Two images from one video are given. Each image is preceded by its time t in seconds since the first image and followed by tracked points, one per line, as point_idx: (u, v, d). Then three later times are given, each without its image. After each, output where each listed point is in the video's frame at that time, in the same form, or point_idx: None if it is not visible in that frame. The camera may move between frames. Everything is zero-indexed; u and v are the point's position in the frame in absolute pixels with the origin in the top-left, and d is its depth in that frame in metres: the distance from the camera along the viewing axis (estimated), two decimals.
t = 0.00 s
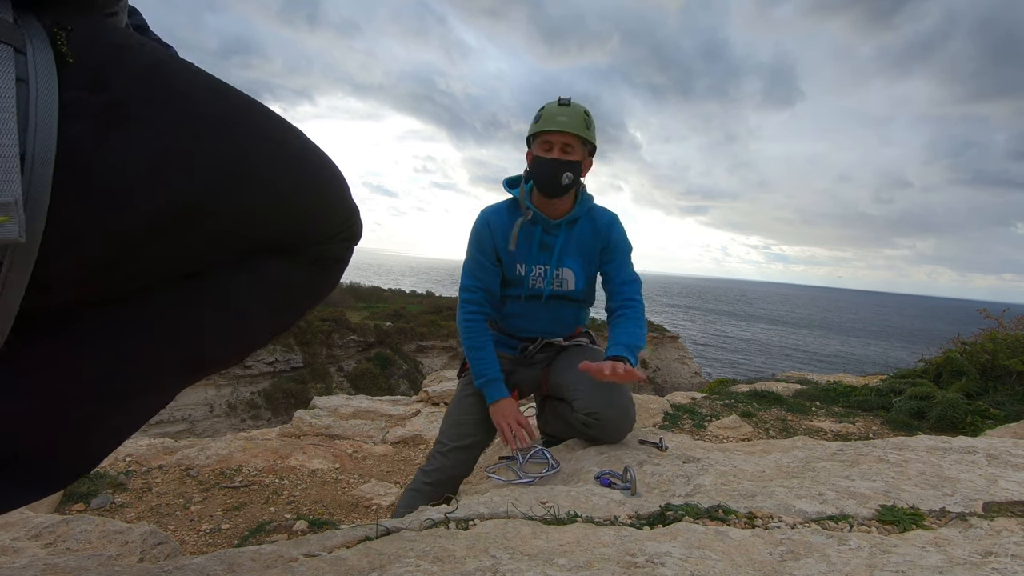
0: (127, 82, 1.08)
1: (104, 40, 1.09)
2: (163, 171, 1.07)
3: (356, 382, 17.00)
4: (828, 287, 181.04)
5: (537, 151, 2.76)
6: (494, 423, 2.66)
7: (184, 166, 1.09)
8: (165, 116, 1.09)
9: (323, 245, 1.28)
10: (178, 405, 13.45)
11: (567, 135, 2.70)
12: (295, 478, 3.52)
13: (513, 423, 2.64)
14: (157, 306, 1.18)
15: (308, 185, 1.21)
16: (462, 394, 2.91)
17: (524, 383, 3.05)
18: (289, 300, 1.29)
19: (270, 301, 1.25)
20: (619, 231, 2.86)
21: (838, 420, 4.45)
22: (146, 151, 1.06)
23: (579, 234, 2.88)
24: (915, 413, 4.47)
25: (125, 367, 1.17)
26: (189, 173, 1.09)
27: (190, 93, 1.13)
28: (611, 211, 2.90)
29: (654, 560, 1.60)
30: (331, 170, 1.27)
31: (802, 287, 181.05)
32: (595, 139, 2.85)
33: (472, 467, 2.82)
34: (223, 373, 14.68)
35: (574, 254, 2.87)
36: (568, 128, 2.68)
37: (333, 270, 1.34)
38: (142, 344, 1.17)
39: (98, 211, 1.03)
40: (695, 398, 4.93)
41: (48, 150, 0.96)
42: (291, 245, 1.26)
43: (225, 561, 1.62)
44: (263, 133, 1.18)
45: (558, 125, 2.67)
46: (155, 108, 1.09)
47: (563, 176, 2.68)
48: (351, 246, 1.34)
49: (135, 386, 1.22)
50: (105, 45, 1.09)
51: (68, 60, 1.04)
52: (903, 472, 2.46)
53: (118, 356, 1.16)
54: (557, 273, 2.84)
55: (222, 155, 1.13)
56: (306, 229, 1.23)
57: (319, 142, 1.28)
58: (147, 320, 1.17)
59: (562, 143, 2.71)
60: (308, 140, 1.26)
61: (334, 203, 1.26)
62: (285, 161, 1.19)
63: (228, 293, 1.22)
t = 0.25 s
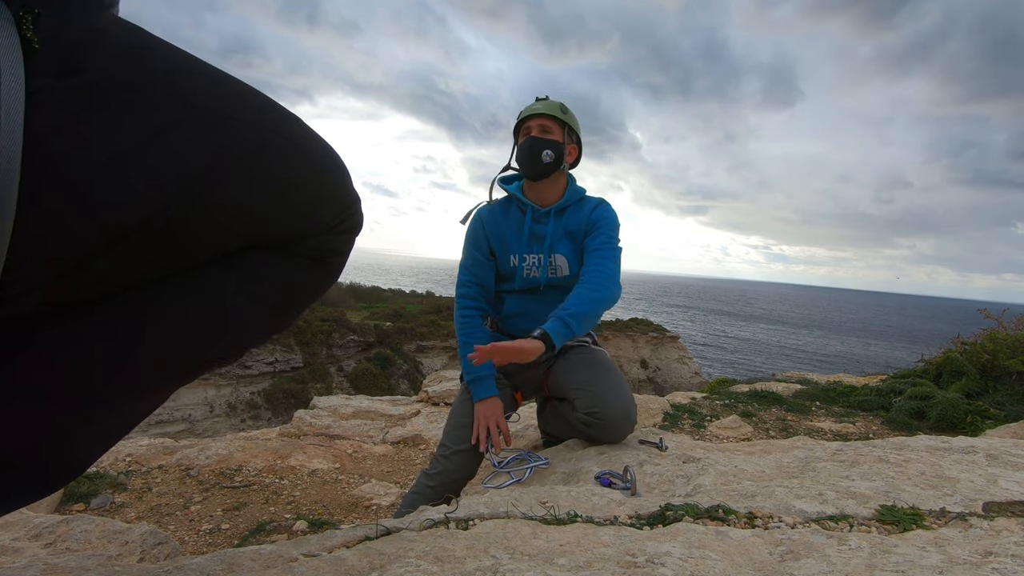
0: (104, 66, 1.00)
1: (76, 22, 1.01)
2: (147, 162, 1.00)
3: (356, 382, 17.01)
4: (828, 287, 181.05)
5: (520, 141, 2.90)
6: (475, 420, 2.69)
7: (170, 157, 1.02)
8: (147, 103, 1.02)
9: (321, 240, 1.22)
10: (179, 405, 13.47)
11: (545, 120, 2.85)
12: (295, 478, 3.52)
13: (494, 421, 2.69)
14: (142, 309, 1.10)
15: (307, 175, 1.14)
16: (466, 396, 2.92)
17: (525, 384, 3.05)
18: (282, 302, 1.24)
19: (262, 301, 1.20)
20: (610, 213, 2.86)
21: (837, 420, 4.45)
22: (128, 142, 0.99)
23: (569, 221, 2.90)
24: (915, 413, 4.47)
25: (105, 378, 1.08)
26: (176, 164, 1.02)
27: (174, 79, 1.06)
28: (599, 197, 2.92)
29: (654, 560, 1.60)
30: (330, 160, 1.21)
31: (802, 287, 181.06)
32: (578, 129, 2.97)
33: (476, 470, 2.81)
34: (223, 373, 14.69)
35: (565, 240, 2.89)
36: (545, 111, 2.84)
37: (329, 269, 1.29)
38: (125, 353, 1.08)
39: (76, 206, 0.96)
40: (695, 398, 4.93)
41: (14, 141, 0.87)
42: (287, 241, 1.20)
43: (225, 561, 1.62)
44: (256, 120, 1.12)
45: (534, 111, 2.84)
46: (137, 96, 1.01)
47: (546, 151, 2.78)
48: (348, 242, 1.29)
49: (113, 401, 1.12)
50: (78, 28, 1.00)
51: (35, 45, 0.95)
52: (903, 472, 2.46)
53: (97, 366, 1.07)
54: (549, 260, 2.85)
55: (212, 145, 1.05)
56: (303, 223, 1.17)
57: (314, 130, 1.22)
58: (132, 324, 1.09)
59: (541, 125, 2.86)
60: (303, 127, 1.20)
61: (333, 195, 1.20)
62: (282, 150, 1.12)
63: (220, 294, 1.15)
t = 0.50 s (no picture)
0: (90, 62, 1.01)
1: (63, 22, 1.03)
2: (135, 157, 0.99)
3: (356, 382, 17.02)
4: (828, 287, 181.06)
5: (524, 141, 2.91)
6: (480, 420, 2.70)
7: (158, 152, 1.01)
8: (134, 98, 1.02)
9: (315, 236, 1.22)
10: (178, 405, 13.48)
11: (549, 118, 2.86)
12: (295, 478, 3.52)
13: (498, 423, 2.70)
14: (130, 307, 1.08)
15: (298, 170, 1.14)
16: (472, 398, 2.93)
17: (529, 386, 3.06)
18: (275, 300, 1.22)
19: (255, 299, 1.18)
20: (616, 206, 2.87)
21: (837, 420, 4.45)
22: (115, 136, 0.98)
23: (578, 217, 2.92)
24: (915, 413, 4.47)
25: (93, 377, 1.06)
26: (164, 159, 1.01)
27: (163, 75, 1.06)
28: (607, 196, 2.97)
29: (654, 560, 1.60)
30: (322, 156, 1.21)
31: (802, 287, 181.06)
32: (580, 126, 2.98)
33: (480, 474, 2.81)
34: (223, 373, 14.69)
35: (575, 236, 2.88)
36: (549, 109, 2.86)
37: (323, 266, 1.28)
38: (113, 352, 1.06)
39: (61, 200, 0.95)
40: (695, 398, 4.93)
41: None
42: (280, 238, 1.19)
43: (225, 561, 1.62)
44: (247, 115, 1.11)
45: (538, 110, 2.85)
46: (124, 91, 1.01)
47: (551, 150, 2.79)
48: (342, 239, 1.29)
49: (99, 402, 1.10)
50: (64, 26, 1.02)
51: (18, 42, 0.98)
52: (903, 472, 2.46)
53: (83, 365, 1.04)
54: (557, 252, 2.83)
55: (201, 139, 1.05)
56: (296, 219, 1.16)
57: (307, 127, 1.23)
58: (120, 323, 1.07)
59: (545, 123, 2.87)
60: (295, 123, 1.20)
61: (326, 189, 1.19)
62: (273, 144, 1.11)
63: (210, 292, 1.13)
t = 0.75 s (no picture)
0: (88, 62, 1.01)
1: (60, 21, 1.03)
2: (134, 157, 0.99)
3: (356, 382, 17.02)
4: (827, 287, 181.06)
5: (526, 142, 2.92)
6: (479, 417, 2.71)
7: (157, 152, 1.01)
8: (132, 98, 1.02)
9: (314, 236, 1.21)
10: (179, 405, 13.49)
11: (551, 120, 2.87)
12: (295, 478, 3.52)
13: (496, 418, 2.71)
14: (130, 307, 1.08)
15: (297, 170, 1.14)
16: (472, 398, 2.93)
17: (530, 385, 3.05)
18: (275, 301, 1.22)
19: (255, 299, 1.18)
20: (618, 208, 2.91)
21: (837, 420, 4.45)
22: (113, 136, 0.99)
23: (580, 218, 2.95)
24: (915, 413, 4.47)
25: (92, 377, 1.06)
26: (163, 159, 1.01)
27: (161, 75, 1.06)
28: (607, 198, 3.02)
29: (654, 560, 1.60)
30: (321, 156, 1.20)
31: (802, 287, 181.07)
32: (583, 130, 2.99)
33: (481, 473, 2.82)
34: (223, 373, 14.69)
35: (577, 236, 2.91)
36: (552, 110, 2.87)
37: (323, 266, 1.28)
38: (112, 352, 1.06)
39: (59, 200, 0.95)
40: (695, 398, 4.93)
41: None
42: (279, 238, 1.18)
43: (225, 561, 1.62)
44: (246, 115, 1.11)
45: (540, 111, 2.87)
46: (123, 91, 1.01)
47: (552, 150, 2.78)
48: (341, 240, 1.28)
49: (99, 402, 1.10)
50: (62, 26, 1.03)
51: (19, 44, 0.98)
52: (903, 472, 2.46)
53: (83, 364, 1.04)
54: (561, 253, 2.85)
55: (200, 139, 1.04)
56: (295, 219, 1.16)
57: (307, 127, 1.22)
58: (119, 322, 1.07)
59: (547, 125, 2.88)
60: (295, 123, 1.20)
61: (325, 189, 1.19)
62: (271, 143, 1.11)
63: (210, 292, 1.13)
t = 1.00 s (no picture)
0: (89, 64, 1.00)
1: (62, 23, 1.02)
2: (134, 159, 0.99)
3: (356, 382, 17.03)
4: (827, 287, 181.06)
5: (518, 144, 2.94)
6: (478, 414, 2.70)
7: (157, 154, 1.01)
8: (134, 101, 1.01)
9: (314, 238, 1.21)
10: (179, 405, 13.50)
11: (542, 122, 2.89)
12: (295, 478, 3.52)
13: (493, 416, 2.68)
14: (130, 308, 1.08)
15: (298, 172, 1.13)
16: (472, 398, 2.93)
17: (530, 385, 3.06)
18: (275, 302, 1.22)
19: (255, 300, 1.18)
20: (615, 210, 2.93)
21: (838, 420, 4.45)
22: (113, 138, 0.99)
23: (576, 219, 2.96)
24: (915, 413, 4.47)
25: (93, 377, 1.06)
26: (164, 162, 1.01)
27: (163, 77, 1.06)
28: (604, 200, 3.04)
29: (654, 560, 1.60)
30: (321, 158, 1.20)
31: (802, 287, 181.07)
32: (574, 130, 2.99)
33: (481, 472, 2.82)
34: (223, 373, 14.70)
35: (574, 238, 2.92)
36: (542, 112, 2.88)
37: (323, 268, 1.28)
38: (112, 352, 1.06)
39: (60, 202, 0.95)
40: (695, 398, 4.93)
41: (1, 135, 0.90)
42: (280, 240, 1.18)
43: (224, 561, 1.62)
44: (247, 118, 1.11)
45: (530, 113, 2.88)
46: (124, 94, 1.01)
47: (545, 152, 2.82)
48: (342, 242, 1.28)
49: (99, 402, 1.10)
50: (63, 28, 1.02)
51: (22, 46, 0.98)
52: (903, 472, 2.46)
53: (84, 364, 1.04)
54: (557, 253, 2.87)
55: (201, 141, 1.04)
56: (296, 221, 1.16)
57: (307, 129, 1.22)
58: (120, 323, 1.07)
59: (538, 126, 2.89)
60: (296, 126, 1.20)
61: (326, 191, 1.19)
62: (272, 145, 1.11)
63: (211, 292, 1.13)
